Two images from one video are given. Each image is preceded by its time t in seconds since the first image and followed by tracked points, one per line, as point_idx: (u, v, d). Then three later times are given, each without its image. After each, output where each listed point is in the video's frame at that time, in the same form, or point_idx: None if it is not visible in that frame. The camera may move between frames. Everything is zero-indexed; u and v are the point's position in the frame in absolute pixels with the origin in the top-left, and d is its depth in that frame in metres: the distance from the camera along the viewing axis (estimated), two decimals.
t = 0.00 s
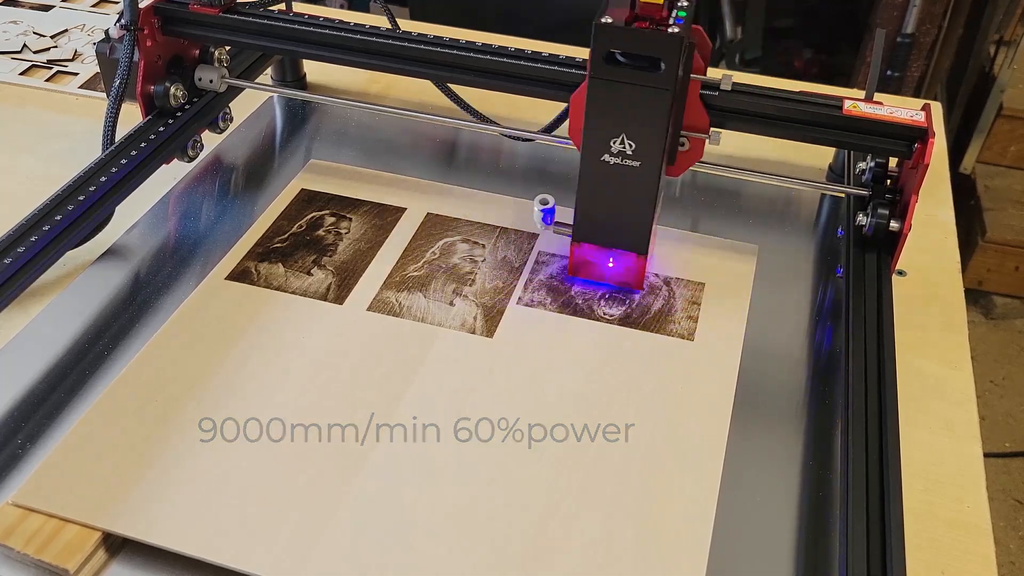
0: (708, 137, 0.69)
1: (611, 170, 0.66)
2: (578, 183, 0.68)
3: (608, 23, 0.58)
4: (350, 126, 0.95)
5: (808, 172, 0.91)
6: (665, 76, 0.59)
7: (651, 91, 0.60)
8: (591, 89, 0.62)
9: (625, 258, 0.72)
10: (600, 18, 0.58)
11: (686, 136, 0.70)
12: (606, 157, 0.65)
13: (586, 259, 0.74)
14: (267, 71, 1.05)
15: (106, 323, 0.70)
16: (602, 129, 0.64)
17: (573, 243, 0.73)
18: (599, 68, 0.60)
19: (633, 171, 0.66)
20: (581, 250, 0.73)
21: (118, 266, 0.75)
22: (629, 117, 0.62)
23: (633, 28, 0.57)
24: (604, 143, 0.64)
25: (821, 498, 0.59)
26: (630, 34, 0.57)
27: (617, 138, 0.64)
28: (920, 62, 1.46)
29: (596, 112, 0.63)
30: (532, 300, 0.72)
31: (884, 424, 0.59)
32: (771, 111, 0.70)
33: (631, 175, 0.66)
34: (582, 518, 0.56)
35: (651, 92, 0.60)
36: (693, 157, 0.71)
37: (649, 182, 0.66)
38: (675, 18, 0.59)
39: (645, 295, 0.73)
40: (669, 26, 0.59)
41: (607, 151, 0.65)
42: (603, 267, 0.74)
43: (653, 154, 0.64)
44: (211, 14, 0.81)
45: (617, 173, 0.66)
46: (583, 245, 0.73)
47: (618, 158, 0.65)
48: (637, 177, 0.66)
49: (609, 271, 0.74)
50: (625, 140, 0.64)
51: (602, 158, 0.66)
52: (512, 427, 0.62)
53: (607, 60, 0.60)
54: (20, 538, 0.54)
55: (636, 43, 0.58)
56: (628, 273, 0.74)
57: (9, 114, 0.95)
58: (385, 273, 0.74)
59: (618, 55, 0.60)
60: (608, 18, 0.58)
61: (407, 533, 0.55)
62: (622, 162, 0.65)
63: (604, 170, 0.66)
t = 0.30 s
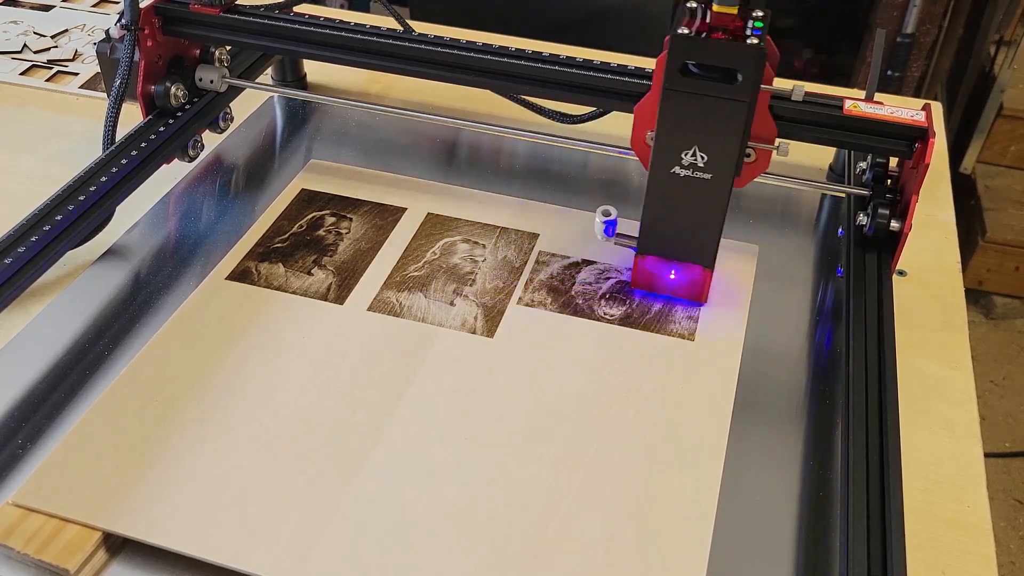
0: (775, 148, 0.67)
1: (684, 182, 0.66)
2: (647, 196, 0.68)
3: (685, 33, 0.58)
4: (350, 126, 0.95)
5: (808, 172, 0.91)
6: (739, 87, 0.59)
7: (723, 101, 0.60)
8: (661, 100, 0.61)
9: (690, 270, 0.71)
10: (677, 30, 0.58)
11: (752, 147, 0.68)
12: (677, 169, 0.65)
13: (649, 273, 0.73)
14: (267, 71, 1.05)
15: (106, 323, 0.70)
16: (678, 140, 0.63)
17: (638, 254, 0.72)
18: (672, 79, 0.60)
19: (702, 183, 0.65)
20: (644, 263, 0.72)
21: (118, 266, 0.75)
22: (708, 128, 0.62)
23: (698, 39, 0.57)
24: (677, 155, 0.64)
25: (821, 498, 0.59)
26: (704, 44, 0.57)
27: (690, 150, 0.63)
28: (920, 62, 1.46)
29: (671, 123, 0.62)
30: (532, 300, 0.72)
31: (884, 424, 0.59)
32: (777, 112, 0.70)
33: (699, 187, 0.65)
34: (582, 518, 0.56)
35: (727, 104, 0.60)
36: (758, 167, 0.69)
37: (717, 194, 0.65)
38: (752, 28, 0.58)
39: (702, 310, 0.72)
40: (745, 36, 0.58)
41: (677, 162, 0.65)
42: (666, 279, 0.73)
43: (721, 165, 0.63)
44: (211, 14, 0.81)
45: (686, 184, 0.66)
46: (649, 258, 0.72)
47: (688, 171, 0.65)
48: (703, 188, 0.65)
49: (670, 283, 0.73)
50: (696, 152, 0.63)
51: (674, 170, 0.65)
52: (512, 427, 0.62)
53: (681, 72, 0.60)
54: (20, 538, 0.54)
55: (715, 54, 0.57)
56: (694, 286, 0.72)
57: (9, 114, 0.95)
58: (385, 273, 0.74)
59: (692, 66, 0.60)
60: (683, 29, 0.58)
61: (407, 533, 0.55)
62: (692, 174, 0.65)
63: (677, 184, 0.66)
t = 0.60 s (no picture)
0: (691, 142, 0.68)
1: (721, 188, 0.66)
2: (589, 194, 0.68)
3: (727, 38, 0.57)
4: (350, 125, 0.95)
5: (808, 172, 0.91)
6: (781, 94, 0.59)
7: (767, 108, 0.60)
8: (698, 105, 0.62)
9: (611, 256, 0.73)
10: (718, 34, 0.58)
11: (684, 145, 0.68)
12: (712, 174, 0.65)
13: (681, 279, 0.73)
14: (267, 71, 1.05)
15: (106, 323, 0.70)
16: (714, 147, 0.63)
17: (671, 260, 0.72)
18: (712, 85, 0.60)
19: (739, 189, 0.65)
20: (677, 268, 0.72)
21: (118, 266, 0.75)
22: (740, 135, 0.62)
23: (744, 45, 0.57)
24: (712, 161, 0.64)
25: (821, 498, 0.59)
26: (754, 51, 0.57)
27: (726, 156, 0.64)
28: (920, 62, 1.46)
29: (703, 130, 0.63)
30: (532, 300, 0.72)
31: (885, 424, 0.59)
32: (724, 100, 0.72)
33: (737, 194, 0.66)
34: (582, 518, 0.56)
35: (767, 110, 0.60)
36: (791, 173, 0.69)
37: (757, 199, 0.66)
38: (793, 34, 0.58)
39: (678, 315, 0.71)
40: (787, 43, 0.58)
41: (713, 168, 0.65)
42: (696, 286, 0.73)
43: (757, 172, 0.64)
44: (212, 13, 0.81)
45: (721, 190, 0.66)
46: (680, 264, 0.72)
47: (724, 176, 0.65)
48: (739, 195, 0.66)
49: (701, 291, 0.73)
50: (734, 157, 0.63)
51: (709, 176, 0.65)
52: (512, 426, 0.62)
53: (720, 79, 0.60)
54: (20, 537, 0.54)
55: (766, 63, 0.57)
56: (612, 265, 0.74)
57: (9, 114, 0.95)
58: (385, 272, 0.74)
59: (732, 72, 0.60)
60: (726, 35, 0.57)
61: (407, 533, 0.55)
62: (728, 180, 0.65)
63: (712, 189, 0.66)
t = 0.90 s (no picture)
0: (741, 142, 0.68)
1: (651, 175, 0.66)
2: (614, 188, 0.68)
3: (650, 27, 0.58)
4: (350, 126, 0.95)
5: (808, 172, 0.91)
6: (704, 81, 0.60)
7: (683, 95, 0.61)
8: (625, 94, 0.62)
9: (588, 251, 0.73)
10: (641, 22, 0.59)
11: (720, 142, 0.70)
12: (643, 162, 0.66)
13: (618, 266, 0.74)
14: (267, 71, 1.05)
15: (106, 323, 0.70)
16: (644, 134, 0.64)
17: (608, 248, 0.73)
18: (638, 73, 0.61)
19: (668, 176, 0.66)
20: (612, 256, 0.73)
21: (118, 266, 0.75)
22: (672, 123, 0.63)
23: (670, 36, 0.58)
24: (643, 146, 0.65)
25: (821, 498, 0.59)
26: (663, 39, 0.58)
27: (655, 143, 0.64)
28: (920, 62, 1.46)
29: (633, 116, 0.63)
30: (532, 300, 0.72)
31: (884, 424, 0.59)
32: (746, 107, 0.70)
33: (666, 180, 0.66)
34: (582, 518, 0.56)
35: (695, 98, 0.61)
36: (725, 163, 0.71)
37: (688, 185, 0.66)
38: (716, 23, 0.59)
39: (675, 300, 0.73)
40: (710, 31, 0.59)
41: (643, 155, 0.65)
42: (635, 273, 0.73)
43: (688, 160, 0.64)
44: (211, 13, 0.81)
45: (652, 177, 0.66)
46: (615, 251, 0.73)
47: (653, 163, 0.65)
48: (670, 183, 0.66)
49: (640, 277, 0.74)
50: (662, 145, 0.64)
51: (640, 163, 0.66)
52: (512, 427, 0.62)
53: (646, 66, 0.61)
54: (20, 538, 0.54)
55: (679, 50, 0.58)
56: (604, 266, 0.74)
57: (8, 114, 0.95)
58: (385, 273, 0.74)
59: (657, 59, 0.61)
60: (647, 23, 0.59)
61: (407, 533, 0.55)
62: (658, 167, 0.66)
63: (643, 177, 0.67)
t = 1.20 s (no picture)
0: (674, 130, 0.70)
1: (579, 162, 0.68)
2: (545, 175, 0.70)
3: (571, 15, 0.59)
4: (350, 126, 0.95)
5: (808, 172, 0.91)
6: (625, 69, 0.61)
7: (614, 83, 0.62)
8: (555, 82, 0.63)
9: (595, 249, 0.73)
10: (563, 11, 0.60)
11: (652, 130, 0.71)
12: (570, 149, 0.67)
13: (555, 253, 0.75)
14: (267, 71, 1.05)
15: (106, 323, 0.70)
16: (569, 120, 0.65)
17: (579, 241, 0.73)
18: (561, 60, 0.62)
19: (597, 163, 0.67)
20: (548, 242, 0.74)
21: (118, 266, 0.75)
22: (595, 109, 0.64)
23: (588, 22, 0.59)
24: (569, 136, 0.66)
25: (821, 498, 0.59)
26: (597, 29, 0.59)
27: (582, 131, 0.65)
28: (920, 62, 1.46)
29: (558, 103, 0.64)
30: (532, 300, 0.72)
31: (885, 423, 0.59)
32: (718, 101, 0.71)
33: (596, 168, 0.67)
34: (583, 518, 0.56)
35: (615, 84, 0.62)
36: (659, 150, 0.72)
37: (614, 172, 0.67)
38: (637, 11, 0.61)
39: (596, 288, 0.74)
40: (632, 19, 0.60)
41: (570, 143, 0.67)
42: (571, 260, 0.75)
43: (615, 146, 0.66)
44: (211, 13, 0.81)
45: (582, 165, 0.68)
46: (550, 237, 0.74)
47: (582, 151, 0.67)
48: (597, 168, 0.68)
49: (577, 265, 0.75)
50: (589, 132, 0.65)
51: (568, 151, 0.67)
52: (512, 427, 0.61)
53: (570, 54, 0.62)
54: (20, 538, 0.54)
55: (599, 37, 0.59)
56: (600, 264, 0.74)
57: (8, 114, 0.95)
58: (385, 272, 0.74)
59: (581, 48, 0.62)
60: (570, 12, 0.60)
61: (407, 533, 0.55)
62: (586, 154, 0.67)
63: (573, 163, 0.68)
